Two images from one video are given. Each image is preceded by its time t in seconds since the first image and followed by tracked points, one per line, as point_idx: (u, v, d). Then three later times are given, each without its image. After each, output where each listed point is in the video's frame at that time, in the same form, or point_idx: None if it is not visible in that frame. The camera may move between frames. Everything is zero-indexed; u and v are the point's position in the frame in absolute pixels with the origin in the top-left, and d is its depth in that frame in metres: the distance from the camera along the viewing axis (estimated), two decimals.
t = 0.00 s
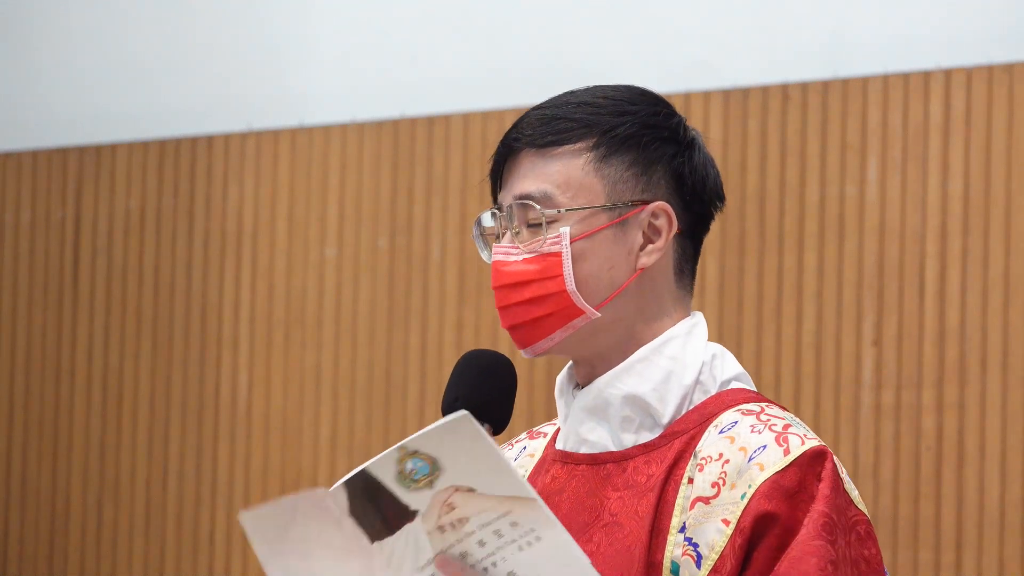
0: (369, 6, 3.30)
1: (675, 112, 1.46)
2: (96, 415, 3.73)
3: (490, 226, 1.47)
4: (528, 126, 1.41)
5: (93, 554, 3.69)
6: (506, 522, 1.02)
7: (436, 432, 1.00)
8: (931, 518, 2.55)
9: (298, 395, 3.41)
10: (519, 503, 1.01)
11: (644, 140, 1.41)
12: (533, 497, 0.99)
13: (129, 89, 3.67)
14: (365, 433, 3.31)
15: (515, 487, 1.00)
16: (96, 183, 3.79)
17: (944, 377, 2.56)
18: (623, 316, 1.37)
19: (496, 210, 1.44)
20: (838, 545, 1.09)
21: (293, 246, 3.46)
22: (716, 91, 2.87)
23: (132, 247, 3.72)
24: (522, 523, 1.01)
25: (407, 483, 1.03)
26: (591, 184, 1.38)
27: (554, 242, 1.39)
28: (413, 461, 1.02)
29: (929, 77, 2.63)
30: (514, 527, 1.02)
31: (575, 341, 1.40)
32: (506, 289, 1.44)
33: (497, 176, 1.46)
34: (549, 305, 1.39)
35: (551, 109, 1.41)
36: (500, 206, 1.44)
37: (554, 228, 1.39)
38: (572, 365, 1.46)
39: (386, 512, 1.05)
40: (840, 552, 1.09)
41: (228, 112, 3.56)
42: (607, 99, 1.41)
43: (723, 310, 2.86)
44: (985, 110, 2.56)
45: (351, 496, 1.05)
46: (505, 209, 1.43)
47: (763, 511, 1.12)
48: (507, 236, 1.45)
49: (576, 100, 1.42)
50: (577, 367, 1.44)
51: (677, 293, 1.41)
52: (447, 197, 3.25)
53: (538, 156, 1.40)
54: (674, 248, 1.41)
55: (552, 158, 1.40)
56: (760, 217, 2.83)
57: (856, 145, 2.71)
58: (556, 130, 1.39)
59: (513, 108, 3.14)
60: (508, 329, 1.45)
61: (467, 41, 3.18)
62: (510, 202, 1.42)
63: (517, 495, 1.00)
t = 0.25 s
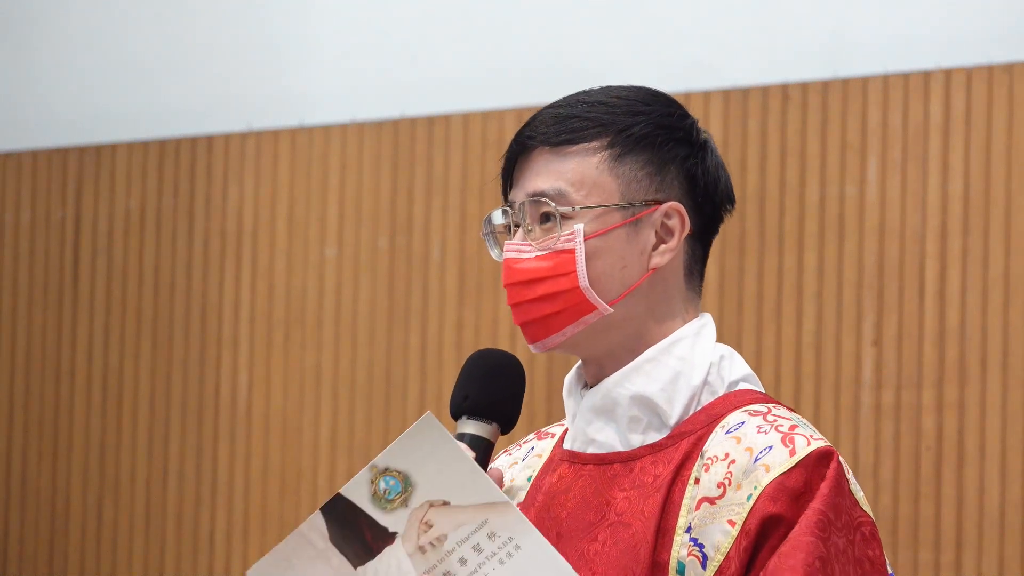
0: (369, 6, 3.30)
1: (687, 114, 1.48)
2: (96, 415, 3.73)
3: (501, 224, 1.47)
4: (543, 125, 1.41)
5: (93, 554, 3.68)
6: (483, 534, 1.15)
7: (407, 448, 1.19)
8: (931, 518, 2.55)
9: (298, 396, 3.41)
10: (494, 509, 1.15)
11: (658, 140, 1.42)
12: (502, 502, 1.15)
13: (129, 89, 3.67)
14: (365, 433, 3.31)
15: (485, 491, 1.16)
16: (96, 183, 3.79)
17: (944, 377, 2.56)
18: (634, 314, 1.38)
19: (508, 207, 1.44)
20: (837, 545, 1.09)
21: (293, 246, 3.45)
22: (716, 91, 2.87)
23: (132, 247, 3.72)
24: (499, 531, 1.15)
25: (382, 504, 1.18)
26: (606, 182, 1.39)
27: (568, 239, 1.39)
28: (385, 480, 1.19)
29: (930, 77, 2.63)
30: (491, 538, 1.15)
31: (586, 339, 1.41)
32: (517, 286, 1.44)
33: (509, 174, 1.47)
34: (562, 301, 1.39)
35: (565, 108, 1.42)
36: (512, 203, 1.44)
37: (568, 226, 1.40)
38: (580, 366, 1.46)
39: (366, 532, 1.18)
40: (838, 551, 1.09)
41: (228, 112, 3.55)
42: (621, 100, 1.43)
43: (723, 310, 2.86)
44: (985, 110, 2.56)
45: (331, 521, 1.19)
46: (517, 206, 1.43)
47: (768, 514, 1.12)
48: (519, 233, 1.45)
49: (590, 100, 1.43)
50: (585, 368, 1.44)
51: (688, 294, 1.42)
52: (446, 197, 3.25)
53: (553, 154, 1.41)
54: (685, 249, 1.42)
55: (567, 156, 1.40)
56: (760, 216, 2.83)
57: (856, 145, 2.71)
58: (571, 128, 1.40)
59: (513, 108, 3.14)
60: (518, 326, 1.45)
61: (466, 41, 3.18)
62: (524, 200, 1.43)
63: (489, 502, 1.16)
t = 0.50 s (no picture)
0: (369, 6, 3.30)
1: (693, 120, 1.48)
2: (96, 416, 3.73)
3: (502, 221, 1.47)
4: (548, 124, 1.42)
5: (93, 554, 3.68)
6: (494, 529, 1.17)
7: (420, 442, 1.19)
8: (931, 517, 2.55)
9: (298, 396, 3.40)
10: (506, 505, 1.17)
11: (662, 144, 1.41)
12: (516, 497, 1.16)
13: (129, 89, 3.66)
14: (365, 433, 3.30)
15: (498, 488, 1.17)
16: (96, 183, 3.78)
17: (944, 377, 2.56)
18: (631, 316, 1.38)
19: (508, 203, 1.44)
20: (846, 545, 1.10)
21: (293, 246, 3.45)
22: (716, 91, 2.87)
23: (132, 247, 3.71)
24: (511, 527, 1.16)
25: (394, 497, 1.19)
26: (607, 183, 1.39)
27: (566, 237, 1.40)
28: (397, 474, 1.19)
29: (930, 77, 2.63)
30: (502, 534, 1.16)
31: (583, 337, 1.41)
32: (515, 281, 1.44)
33: (513, 172, 1.47)
34: (558, 298, 1.39)
35: (572, 109, 1.42)
36: (512, 200, 1.45)
37: (567, 224, 1.40)
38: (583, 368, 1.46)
39: (377, 526, 1.19)
40: (846, 550, 1.10)
41: (228, 112, 3.55)
42: (627, 102, 1.43)
43: (723, 310, 2.86)
44: (985, 110, 2.57)
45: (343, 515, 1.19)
46: (518, 203, 1.43)
47: (776, 514, 1.12)
48: (519, 230, 1.45)
49: (597, 101, 1.43)
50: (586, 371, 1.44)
51: (689, 298, 1.42)
52: (446, 197, 3.24)
53: (556, 152, 1.41)
54: (685, 254, 1.42)
55: (571, 155, 1.40)
56: (760, 216, 2.83)
57: (856, 145, 2.71)
58: (576, 128, 1.40)
59: (513, 108, 3.13)
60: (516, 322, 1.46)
61: (466, 41, 3.18)
62: (524, 197, 1.43)
63: (501, 499, 1.17)
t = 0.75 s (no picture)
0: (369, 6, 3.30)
1: (694, 122, 1.47)
2: (96, 416, 3.72)
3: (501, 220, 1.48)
4: (549, 124, 1.42)
5: (93, 554, 3.68)
6: (496, 529, 1.18)
7: (422, 444, 1.19)
8: (931, 517, 2.55)
9: (297, 396, 3.40)
10: (508, 505, 1.18)
11: (663, 146, 1.41)
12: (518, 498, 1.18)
13: (129, 89, 3.66)
14: (365, 433, 3.30)
15: (501, 488, 1.18)
16: (96, 183, 3.78)
17: (944, 377, 2.56)
18: (631, 317, 1.38)
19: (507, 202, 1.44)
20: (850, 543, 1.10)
21: (293, 246, 3.45)
22: (716, 91, 2.87)
23: (132, 247, 3.71)
24: (513, 527, 1.17)
25: (395, 499, 1.18)
26: (608, 185, 1.39)
27: (567, 238, 1.40)
28: (399, 475, 1.19)
29: (930, 77, 2.63)
30: (504, 533, 1.17)
31: (583, 339, 1.41)
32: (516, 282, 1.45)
33: (513, 171, 1.47)
34: (558, 300, 1.39)
35: (573, 109, 1.42)
36: (513, 199, 1.45)
37: (568, 225, 1.40)
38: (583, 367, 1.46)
39: (378, 527, 1.18)
40: (849, 548, 1.10)
41: (228, 112, 3.55)
42: (629, 103, 1.42)
43: (723, 309, 2.86)
44: (985, 110, 2.56)
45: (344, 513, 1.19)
46: (518, 203, 1.43)
47: (778, 512, 1.12)
48: (518, 231, 1.46)
49: (599, 101, 1.43)
50: (586, 370, 1.44)
51: (688, 299, 1.42)
52: (446, 197, 3.24)
53: (557, 153, 1.41)
54: (684, 256, 1.42)
55: (572, 156, 1.40)
56: (760, 216, 2.83)
57: (856, 145, 2.71)
58: (578, 129, 1.40)
59: (513, 108, 3.13)
60: (514, 322, 1.46)
61: (466, 41, 3.18)
62: (524, 197, 1.43)
63: (503, 499, 1.18)
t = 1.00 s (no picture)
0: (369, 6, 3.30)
1: (692, 122, 1.48)
2: (96, 416, 3.73)
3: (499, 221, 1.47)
4: (547, 125, 1.41)
5: (93, 554, 3.68)
6: (495, 524, 1.19)
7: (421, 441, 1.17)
8: (930, 517, 2.55)
9: (297, 396, 3.40)
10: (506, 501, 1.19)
11: (662, 147, 1.41)
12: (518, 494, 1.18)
13: (129, 89, 3.67)
14: (365, 433, 3.30)
15: (501, 485, 1.18)
16: (96, 182, 3.78)
17: (944, 377, 2.56)
18: (630, 318, 1.38)
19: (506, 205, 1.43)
20: (848, 537, 1.10)
21: (293, 247, 3.45)
22: (716, 91, 2.87)
23: (132, 247, 3.71)
24: (512, 522, 1.18)
25: (393, 495, 1.17)
26: (607, 186, 1.39)
27: (567, 241, 1.39)
28: (397, 471, 1.17)
29: (930, 77, 2.63)
30: (503, 528, 1.19)
31: (582, 342, 1.41)
32: (515, 284, 1.44)
33: (510, 173, 1.46)
34: (559, 304, 1.39)
35: (571, 110, 1.42)
36: (511, 202, 1.44)
37: (568, 228, 1.40)
38: (580, 364, 1.46)
39: (377, 521, 1.17)
40: (847, 542, 1.10)
41: (228, 113, 3.55)
42: (627, 104, 1.42)
43: (723, 309, 2.86)
44: (985, 110, 2.57)
45: (344, 506, 1.16)
46: (517, 205, 1.43)
47: (774, 507, 1.12)
48: (517, 233, 1.45)
49: (596, 102, 1.42)
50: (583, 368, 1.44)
51: (686, 299, 1.42)
52: (446, 197, 3.25)
53: (556, 155, 1.41)
54: (682, 256, 1.42)
55: (570, 158, 1.40)
56: (760, 216, 2.83)
57: (856, 145, 2.71)
58: (576, 131, 1.40)
59: (513, 108, 3.13)
60: (514, 325, 1.46)
61: (466, 41, 3.18)
62: (523, 199, 1.42)
63: (502, 495, 1.18)
